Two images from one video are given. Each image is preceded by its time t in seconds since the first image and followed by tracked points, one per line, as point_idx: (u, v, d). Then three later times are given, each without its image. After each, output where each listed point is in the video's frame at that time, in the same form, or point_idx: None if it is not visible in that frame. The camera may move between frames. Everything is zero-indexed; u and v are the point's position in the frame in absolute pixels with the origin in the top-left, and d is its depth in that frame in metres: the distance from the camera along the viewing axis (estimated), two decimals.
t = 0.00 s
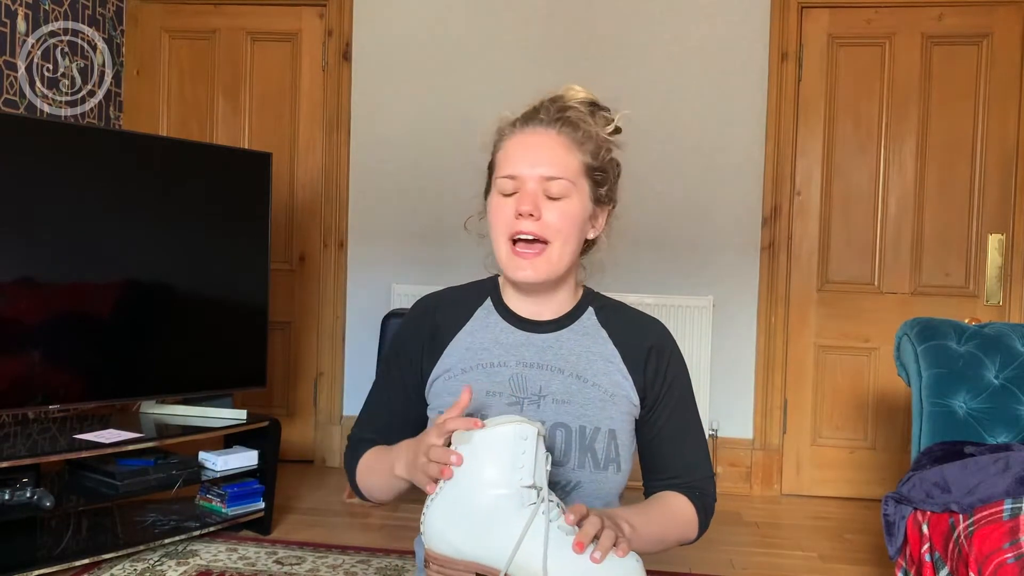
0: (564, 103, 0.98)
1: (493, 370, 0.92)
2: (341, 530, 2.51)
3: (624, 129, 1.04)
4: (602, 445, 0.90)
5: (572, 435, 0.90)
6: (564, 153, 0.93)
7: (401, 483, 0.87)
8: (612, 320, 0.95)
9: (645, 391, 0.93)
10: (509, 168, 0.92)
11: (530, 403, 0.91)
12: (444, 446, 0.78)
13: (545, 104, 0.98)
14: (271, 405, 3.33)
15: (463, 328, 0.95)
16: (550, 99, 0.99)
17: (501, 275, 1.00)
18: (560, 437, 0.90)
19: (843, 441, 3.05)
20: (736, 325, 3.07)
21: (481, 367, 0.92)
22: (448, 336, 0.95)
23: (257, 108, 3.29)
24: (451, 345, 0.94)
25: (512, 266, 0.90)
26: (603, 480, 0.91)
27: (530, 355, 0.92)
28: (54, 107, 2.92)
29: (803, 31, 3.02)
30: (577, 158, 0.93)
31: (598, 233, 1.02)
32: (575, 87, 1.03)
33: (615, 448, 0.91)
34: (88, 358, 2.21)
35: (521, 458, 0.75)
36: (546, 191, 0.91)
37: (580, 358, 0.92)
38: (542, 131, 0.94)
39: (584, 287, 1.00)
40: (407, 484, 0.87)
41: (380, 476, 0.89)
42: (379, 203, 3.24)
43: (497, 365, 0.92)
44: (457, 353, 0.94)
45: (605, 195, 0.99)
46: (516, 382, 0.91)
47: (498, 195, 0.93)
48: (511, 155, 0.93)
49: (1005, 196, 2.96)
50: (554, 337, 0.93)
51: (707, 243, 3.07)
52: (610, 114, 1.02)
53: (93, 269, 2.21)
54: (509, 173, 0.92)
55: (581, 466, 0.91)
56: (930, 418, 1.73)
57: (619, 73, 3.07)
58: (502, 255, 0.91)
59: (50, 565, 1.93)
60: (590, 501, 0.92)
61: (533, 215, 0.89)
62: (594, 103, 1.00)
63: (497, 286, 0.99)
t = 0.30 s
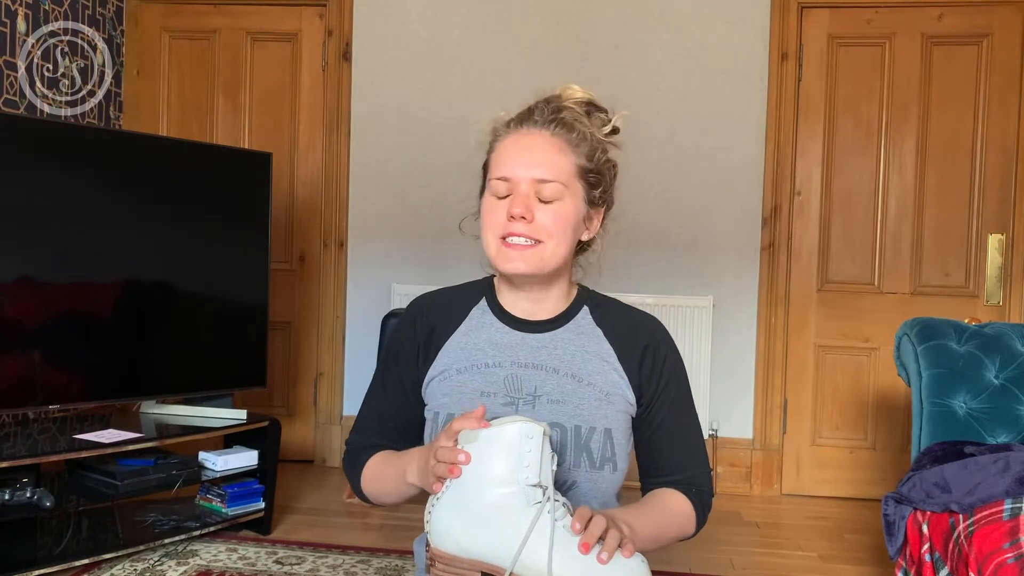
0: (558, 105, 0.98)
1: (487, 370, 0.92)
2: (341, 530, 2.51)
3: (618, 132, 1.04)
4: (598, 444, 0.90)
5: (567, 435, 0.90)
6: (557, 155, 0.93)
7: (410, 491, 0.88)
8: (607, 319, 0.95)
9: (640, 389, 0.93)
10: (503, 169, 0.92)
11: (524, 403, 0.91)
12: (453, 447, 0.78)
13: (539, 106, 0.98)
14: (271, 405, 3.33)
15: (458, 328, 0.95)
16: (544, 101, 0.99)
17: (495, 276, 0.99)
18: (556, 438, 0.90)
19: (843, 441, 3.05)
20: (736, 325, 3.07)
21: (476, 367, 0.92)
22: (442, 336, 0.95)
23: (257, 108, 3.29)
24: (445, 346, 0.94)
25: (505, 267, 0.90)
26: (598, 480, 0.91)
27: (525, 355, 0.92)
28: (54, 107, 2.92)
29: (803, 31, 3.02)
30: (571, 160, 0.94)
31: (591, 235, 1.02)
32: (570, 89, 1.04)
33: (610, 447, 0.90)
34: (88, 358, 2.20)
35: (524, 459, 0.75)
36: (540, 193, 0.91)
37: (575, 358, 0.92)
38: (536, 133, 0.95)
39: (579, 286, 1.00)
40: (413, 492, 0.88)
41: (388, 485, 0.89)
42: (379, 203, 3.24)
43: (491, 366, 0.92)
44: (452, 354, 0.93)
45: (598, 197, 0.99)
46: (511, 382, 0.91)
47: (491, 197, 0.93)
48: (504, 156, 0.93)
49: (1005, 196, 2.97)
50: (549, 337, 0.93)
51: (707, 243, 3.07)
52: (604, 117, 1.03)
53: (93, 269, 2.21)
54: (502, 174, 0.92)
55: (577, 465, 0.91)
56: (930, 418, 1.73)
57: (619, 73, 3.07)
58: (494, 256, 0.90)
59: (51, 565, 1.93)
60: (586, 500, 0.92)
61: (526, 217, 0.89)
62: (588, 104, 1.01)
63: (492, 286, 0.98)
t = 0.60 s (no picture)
0: (557, 106, 0.98)
1: (486, 373, 0.92)
2: (341, 530, 2.51)
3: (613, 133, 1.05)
4: (596, 447, 0.90)
5: (565, 438, 0.90)
6: (559, 155, 0.93)
7: (409, 492, 0.88)
8: (606, 322, 0.95)
9: (638, 392, 0.93)
10: (504, 170, 0.92)
11: (522, 406, 0.91)
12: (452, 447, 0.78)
13: (538, 107, 0.98)
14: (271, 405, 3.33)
15: (455, 330, 0.95)
16: (543, 102, 0.99)
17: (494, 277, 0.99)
18: (554, 440, 0.90)
19: (843, 441, 3.05)
20: (736, 325, 3.07)
21: (474, 369, 0.92)
22: (440, 338, 0.95)
23: (257, 108, 3.29)
24: (444, 348, 0.94)
25: (508, 268, 0.90)
26: (596, 483, 0.91)
27: (523, 357, 0.92)
28: (54, 107, 2.92)
29: (803, 31, 3.02)
30: (572, 161, 0.94)
31: (590, 235, 1.02)
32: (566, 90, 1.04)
33: (608, 450, 0.91)
34: (88, 358, 2.21)
35: (524, 459, 0.75)
36: (543, 194, 0.91)
37: (574, 360, 0.92)
38: (536, 134, 0.95)
39: (578, 287, 1.00)
40: (412, 493, 0.88)
41: (386, 486, 0.89)
42: (379, 203, 3.24)
43: (489, 368, 0.92)
44: (450, 356, 0.93)
45: (598, 198, 0.99)
46: (509, 384, 0.91)
47: (493, 198, 0.92)
48: (504, 157, 0.93)
49: (1005, 196, 2.97)
50: (547, 339, 0.93)
51: (707, 243, 3.07)
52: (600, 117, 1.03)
53: (93, 269, 2.21)
54: (504, 175, 0.92)
55: (575, 468, 0.91)
56: (930, 418, 1.73)
57: (619, 73, 3.07)
58: (498, 257, 0.90)
59: (51, 565, 1.93)
60: (584, 502, 0.92)
61: (530, 217, 0.89)
62: (584, 105, 1.01)
63: (490, 287, 0.98)
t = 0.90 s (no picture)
0: (554, 106, 0.99)
1: (487, 372, 0.92)
2: (341, 530, 2.51)
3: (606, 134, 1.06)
4: (597, 447, 0.90)
5: (566, 437, 0.90)
6: (560, 150, 0.94)
7: (411, 493, 0.88)
8: (607, 321, 0.95)
9: (640, 391, 0.93)
10: (506, 165, 0.93)
11: (523, 405, 0.91)
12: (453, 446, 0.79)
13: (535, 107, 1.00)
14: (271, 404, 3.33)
15: (456, 330, 0.95)
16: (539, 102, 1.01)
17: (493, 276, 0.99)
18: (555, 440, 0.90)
19: (843, 441, 3.05)
20: (736, 324, 3.07)
21: (475, 369, 0.92)
22: (441, 338, 0.95)
23: (257, 108, 3.29)
24: (444, 348, 0.94)
25: (513, 260, 0.90)
26: (598, 482, 0.91)
27: (524, 357, 0.92)
28: (54, 107, 2.92)
29: (803, 31, 3.02)
30: (573, 156, 0.95)
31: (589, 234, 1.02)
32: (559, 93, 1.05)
33: (609, 450, 0.91)
34: (88, 358, 2.20)
35: (525, 459, 0.75)
36: (545, 188, 0.92)
37: (575, 360, 0.92)
38: (536, 130, 0.96)
39: (578, 287, 1.00)
40: (415, 493, 0.88)
41: (388, 487, 0.90)
42: (378, 203, 3.24)
43: (490, 368, 0.92)
44: (451, 356, 0.93)
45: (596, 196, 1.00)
46: (510, 384, 0.91)
47: (494, 192, 0.93)
48: (505, 152, 0.94)
49: (1005, 196, 2.97)
50: (547, 338, 0.93)
51: (707, 243, 3.07)
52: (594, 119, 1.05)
53: (93, 269, 2.21)
54: (506, 170, 0.93)
55: (576, 468, 0.91)
56: (930, 418, 1.73)
57: (619, 73, 3.07)
58: (502, 250, 0.90)
59: (51, 565, 1.93)
60: (586, 501, 0.92)
61: (534, 209, 0.89)
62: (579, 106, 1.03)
63: (490, 287, 0.98)
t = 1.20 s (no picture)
0: (557, 107, 1.00)
1: (486, 373, 0.92)
2: (341, 530, 2.51)
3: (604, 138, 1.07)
4: (596, 447, 0.90)
5: (566, 437, 0.90)
6: (565, 150, 0.94)
7: (411, 493, 0.88)
8: (606, 321, 0.95)
9: (639, 391, 0.93)
10: (511, 162, 0.93)
11: (523, 405, 0.91)
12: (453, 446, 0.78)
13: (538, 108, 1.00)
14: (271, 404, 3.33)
15: (456, 330, 0.95)
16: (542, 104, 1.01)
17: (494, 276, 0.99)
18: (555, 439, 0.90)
19: (843, 441, 3.05)
20: (736, 324, 3.07)
21: (474, 369, 0.92)
22: (440, 338, 0.95)
23: (256, 108, 3.29)
24: (444, 348, 0.94)
25: (518, 257, 0.90)
26: (597, 482, 0.91)
27: (524, 357, 0.92)
28: (54, 107, 2.92)
29: (803, 31, 3.02)
30: (577, 157, 0.95)
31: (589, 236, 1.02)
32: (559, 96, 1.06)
33: (609, 449, 0.91)
34: (88, 358, 2.20)
35: (524, 459, 0.75)
36: (550, 186, 0.92)
37: (574, 360, 0.92)
38: (541, 130, 0.96)
39: (578, 287, 1.00)
40: (414, 494, 0.88)
41: (388, 487, 0.90)
42: (378, 203, 3.24)
43: (490, 368, 0.92)
44: (450, 356, 0.93)
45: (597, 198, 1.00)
46: (509, 384, 0.91)
47: (499, 190, 0.93)
48: (511, 150, 0.94)
49: (1005, 196, 2.97)
50: (547, 339, 0.93)
51: (707, 243, 3.07)
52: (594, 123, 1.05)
53: (93, 269, 2.21)
54: (511, 167, 0.93)
55: (576, 467, 0.91)
56: (930, 418, 1.73)
57: (619, 73, 3.07)
58: (507, 248, 0.90)
59: (51, 565, 1.93)
60: (585, 501, 0.92)
61: (541, 206, 0.89)
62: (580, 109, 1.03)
63: (490, 287, 0.98)
